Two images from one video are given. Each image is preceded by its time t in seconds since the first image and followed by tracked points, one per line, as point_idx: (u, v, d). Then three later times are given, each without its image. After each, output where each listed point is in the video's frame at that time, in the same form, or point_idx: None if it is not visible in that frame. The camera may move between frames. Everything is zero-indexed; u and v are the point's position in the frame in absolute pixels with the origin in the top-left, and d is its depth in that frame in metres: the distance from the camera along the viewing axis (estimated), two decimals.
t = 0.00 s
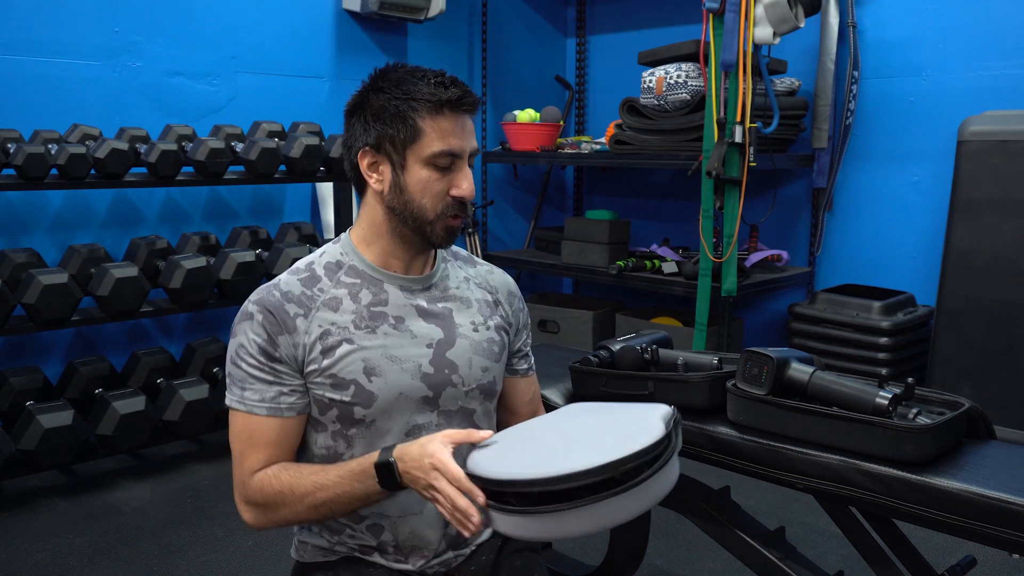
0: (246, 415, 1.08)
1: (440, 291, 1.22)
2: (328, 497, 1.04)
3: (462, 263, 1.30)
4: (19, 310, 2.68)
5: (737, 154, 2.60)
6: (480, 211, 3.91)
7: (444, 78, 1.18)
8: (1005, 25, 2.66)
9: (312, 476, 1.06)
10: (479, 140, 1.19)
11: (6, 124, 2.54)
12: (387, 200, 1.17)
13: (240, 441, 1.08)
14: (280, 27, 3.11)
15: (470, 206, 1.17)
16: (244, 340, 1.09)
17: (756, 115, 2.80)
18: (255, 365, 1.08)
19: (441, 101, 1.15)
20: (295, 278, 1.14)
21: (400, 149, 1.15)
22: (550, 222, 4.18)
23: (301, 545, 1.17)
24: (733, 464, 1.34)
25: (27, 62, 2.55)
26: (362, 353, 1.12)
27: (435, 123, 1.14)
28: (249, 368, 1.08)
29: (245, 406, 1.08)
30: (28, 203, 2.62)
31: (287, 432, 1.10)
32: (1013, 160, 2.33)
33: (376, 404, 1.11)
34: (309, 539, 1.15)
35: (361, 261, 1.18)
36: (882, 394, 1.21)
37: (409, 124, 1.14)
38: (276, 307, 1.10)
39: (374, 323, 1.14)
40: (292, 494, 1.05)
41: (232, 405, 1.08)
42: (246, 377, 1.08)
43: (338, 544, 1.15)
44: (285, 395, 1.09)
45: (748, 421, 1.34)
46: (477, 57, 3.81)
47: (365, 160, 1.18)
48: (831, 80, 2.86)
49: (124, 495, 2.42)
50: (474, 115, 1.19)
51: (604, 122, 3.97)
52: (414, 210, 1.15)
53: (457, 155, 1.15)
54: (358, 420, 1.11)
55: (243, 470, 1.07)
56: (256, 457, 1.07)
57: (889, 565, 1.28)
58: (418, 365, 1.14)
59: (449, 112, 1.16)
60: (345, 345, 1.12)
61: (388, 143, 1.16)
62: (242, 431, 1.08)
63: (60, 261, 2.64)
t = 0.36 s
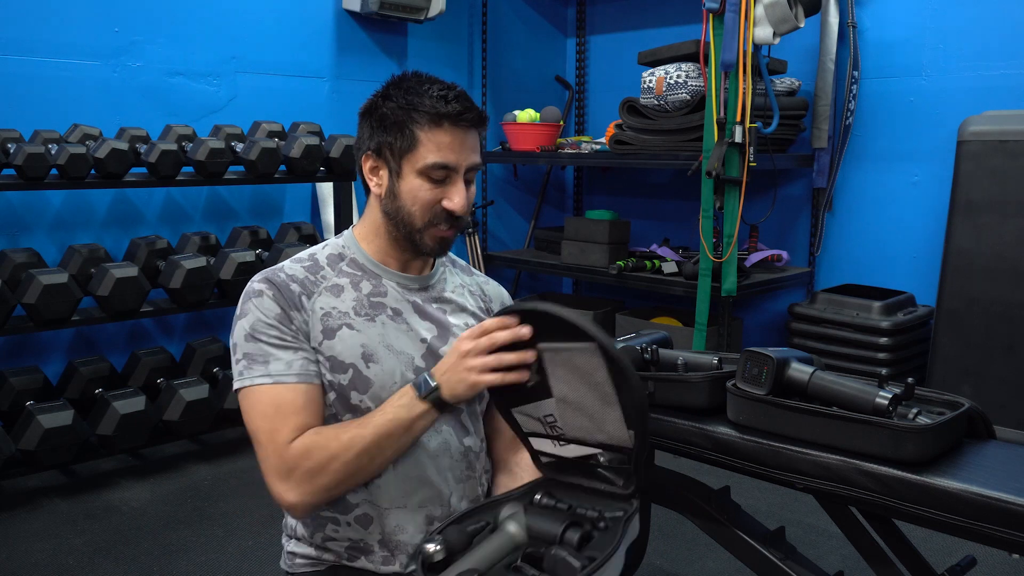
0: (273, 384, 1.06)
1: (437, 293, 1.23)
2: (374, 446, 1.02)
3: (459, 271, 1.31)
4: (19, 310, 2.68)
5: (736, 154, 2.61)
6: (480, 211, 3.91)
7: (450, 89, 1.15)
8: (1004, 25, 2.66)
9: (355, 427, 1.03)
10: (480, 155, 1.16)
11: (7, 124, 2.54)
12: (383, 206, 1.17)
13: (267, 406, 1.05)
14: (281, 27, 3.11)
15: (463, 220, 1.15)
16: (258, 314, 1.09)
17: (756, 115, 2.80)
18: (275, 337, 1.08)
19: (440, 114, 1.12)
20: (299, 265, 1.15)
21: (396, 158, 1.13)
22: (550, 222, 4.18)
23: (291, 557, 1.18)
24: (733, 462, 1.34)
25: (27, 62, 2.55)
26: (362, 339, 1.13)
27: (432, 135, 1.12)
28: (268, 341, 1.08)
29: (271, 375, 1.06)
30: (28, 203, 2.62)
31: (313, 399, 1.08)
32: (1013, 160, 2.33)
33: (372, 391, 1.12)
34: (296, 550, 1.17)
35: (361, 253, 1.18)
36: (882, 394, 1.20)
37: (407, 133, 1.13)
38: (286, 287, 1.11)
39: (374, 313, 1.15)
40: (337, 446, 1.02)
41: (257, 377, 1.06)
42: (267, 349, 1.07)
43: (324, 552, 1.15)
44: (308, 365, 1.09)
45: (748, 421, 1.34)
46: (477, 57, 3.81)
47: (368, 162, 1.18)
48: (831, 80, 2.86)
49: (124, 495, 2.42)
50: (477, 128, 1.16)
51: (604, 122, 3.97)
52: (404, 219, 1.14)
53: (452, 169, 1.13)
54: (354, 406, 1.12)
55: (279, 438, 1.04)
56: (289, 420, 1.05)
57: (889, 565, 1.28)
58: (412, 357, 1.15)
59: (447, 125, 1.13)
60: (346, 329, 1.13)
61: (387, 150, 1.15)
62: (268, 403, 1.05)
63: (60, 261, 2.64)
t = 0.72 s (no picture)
0: (306, 377, 1.06)
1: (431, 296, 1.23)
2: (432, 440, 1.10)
3: (453, 271, 1.30)
4: (18, 311, 2.68)
5: (736, 154, 2.60)
6: (480, 211, 3.91)
7: (441, 101, 1.14)
8: (1004, 25, 2.66)
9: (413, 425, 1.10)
10: (467, 170, 1.15)
11: (6, 124, 2.54)
12: (369, 212, 1.17)
13: (305, 400, 1.05)
14: (281, 27, 3.11)
15: (446, 235, 1.15)
16: (269, 315, 1.08)
17: (756, 115, 2.80)
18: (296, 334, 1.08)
19: (425, 130, 1.11)
20: (297, 268, 1.15)
21: (382, 167, 1.14)
22: (550, 222, 4.18)
23: (288, 558, 1.16)
24: (733, 463, 1.33)
25: (27, 62, 2.55)
26: (365, 341, 1.13)
27: (417, 150, 1.11)
28: (289, 338, 1.08)
29: (302, 368, 1.06)
30: (28, 203, 2.62)
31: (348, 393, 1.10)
32: (1014, 160, 2.32)
33: (375, 393, 1.13)
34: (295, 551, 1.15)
35: (356, 257, 1.18)
36: (882, 394, 1.20)
37: (393, 145, 1.12)
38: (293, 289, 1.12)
39: (374, 315, 1.15)
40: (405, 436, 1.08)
41: (285, 373, 1.06)
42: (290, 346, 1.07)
43: (323, 552, 1.14)
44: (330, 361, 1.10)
45: (749, 421, 1.33)
46: (477, 58, 3.81)
47: (357, 167, 1.18)
48: (831, 80, 2.86)
49: (124, 495, 2.42)
50: (466, 144, 1.15)
51: (605, 121, 3.97)
52: (387, 230, 1.15)
53: (436, 185, 1.13)
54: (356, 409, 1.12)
55: (331, 431, 1.04)
56: (339, 413, 1.06)
57: (888, 565, 1.28)
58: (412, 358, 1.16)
59: (434, 139, 1.12)
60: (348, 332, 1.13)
61: (374, 158, 1.15)
62: (306, 396, 1.05)
63: (59, 261, 2.64)
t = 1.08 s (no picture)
0: (274, 396, 1.06)
1: (432, 299, 1.23)
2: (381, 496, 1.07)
3: (454, 274, 1.30)
4: (19, 311, 2.68)
5: (737, 154, 2.60)
6: (480, 211, 3.91)
7: (451, 108, 1.14)
8: (1004, 25, 2.66)
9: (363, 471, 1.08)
10: (475, 176, 1.15)
11: (6, 124, 2.54)
12: (374, 214, 1.17)
13: (270, 416, 1.06)
14: (281, 27, 3.11)
15: (451, 240, 1.15)
16: (258, 324, 1.08)
17: (756, 115, 2.80)
18: (277, 349, 1.08)
19: (435, 136, 1.11)
20: (297, 272, 1.15)
21: (390, 170, 1.13)
22: (550, 222, 4.18)
23: (288, 559, 1.17)
24: (734, 463, 1.33)
25: (27, 62, 2.55)
26: (357, 349, 1.13)
27: (426, 155, 1.12)
28: (270, 351, 1.07)
29: (272, 387, 1.06)
30: (28, 204, 2.62)
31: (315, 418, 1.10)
32: (1014, 160, 2.32)
33: (368, 399, 1.12)
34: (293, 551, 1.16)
35: (357, 259, 1.18)
36: (882, 394, 1.20)
37: (402, 149, 1.12)
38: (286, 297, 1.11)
39: (369, 321, 1.15)
40: (351, 479, 1.06)
41: (253, 387, 1.06)
42: (269, 360, 1.07)
43: (321, 554, 1.15)
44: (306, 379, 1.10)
45: (748, 421, 1.33)
46: (477, 57, 3.81)
47: (365, 170, 1.17)
48: (831, 80, 2.85)
49: (124, 495, 2.42)
50: (476, 151, 1.15)
51: (605, 121, 3.97)
52: (392, 234, 1.14)
53: (444, 190, 1.13)
54: (350, 414, 1.12)
55: (285, 457, 1.04)
56: (294, 441, 1.06)
57: (888, 565, 1.28)
58: (408, 364, 1.15)
59: (444, 145, 1.12)
60: (341, 339, 1.13)
61: (382, 160, 1.14)
62: (269, 416, 1.06)
63: (59, 261, 2.64)
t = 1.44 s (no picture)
0: (227, 402, 1.11)
1: (430, 299, 1.22)
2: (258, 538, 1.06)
3: (457, 274, 1.29)
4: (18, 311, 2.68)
5: (737, 154, 2.60)
6: (480, 211, 3.91)
7: (460, 107, 1.14)
8: (1004, 25, 2.66)
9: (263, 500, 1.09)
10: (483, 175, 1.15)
11: (6, 124, 2.54)
12: (381, 212, 1.17)
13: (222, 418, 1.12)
14: (281, 27, 3.11)
15: (458, 238, 1.15)
16: (234, 327, 1.12)
17: (756, 115, 2.80)
18: (240, 356, 1.10)
19: (445, 134, 1.11)
20: (290, 272, 1.16)
21: (399, 167, 1.13)
22: (550, 222, 4.18)
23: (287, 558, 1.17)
24: (732, 462, 1.34)
25: (27, 62, 2.55)
26: (346, 351, 1.13)
27: (436, 153, 1.12)
28: (236, 358, 1.10)
29: (228, 393, 1.11)
30: (28, 204, 2.62)
31: (264, 430, 1.12)
32: (1014, 160, 2.32)
33: (356, 400, 1.12)
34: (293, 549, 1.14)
35: (355, 260, 1.18)
36: (882, 394, 1.20)
37: (411, 147, 1.12)
38: (269, 300, 1.12)
39: (360, 322, 1.16)
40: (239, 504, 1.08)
41: (219, 387, 1.11)
42: (233, 366, 1.10)
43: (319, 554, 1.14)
44: (266, 387, 1.11)
45: (748, 421, 1.33)
46: (476, 57, 3.81)
47: (372, 167, 1.17)
48: (831, 80, 2.85)
49: (124, 495, 2.42)
50: (485, 151, 1.15)
51: (605, 121, 3.97)
52: (398, 231, 1.14)
53: (452, 188, 1.13)
54: (338, 414, 1.12)
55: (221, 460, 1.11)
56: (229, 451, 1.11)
57: (888, 564, 1.28)
58: (400, 366, 1.15)
59: (454, 144, 1.12)
60: (329, 341, 1.13)
61: (390, 158, 1.14)
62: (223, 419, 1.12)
63: (59, 262, 2.64)
